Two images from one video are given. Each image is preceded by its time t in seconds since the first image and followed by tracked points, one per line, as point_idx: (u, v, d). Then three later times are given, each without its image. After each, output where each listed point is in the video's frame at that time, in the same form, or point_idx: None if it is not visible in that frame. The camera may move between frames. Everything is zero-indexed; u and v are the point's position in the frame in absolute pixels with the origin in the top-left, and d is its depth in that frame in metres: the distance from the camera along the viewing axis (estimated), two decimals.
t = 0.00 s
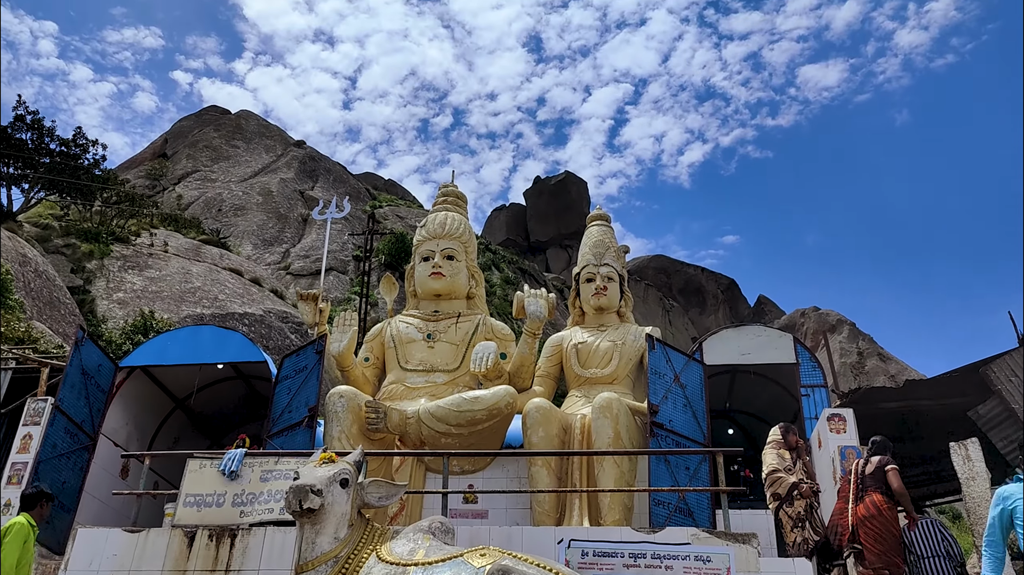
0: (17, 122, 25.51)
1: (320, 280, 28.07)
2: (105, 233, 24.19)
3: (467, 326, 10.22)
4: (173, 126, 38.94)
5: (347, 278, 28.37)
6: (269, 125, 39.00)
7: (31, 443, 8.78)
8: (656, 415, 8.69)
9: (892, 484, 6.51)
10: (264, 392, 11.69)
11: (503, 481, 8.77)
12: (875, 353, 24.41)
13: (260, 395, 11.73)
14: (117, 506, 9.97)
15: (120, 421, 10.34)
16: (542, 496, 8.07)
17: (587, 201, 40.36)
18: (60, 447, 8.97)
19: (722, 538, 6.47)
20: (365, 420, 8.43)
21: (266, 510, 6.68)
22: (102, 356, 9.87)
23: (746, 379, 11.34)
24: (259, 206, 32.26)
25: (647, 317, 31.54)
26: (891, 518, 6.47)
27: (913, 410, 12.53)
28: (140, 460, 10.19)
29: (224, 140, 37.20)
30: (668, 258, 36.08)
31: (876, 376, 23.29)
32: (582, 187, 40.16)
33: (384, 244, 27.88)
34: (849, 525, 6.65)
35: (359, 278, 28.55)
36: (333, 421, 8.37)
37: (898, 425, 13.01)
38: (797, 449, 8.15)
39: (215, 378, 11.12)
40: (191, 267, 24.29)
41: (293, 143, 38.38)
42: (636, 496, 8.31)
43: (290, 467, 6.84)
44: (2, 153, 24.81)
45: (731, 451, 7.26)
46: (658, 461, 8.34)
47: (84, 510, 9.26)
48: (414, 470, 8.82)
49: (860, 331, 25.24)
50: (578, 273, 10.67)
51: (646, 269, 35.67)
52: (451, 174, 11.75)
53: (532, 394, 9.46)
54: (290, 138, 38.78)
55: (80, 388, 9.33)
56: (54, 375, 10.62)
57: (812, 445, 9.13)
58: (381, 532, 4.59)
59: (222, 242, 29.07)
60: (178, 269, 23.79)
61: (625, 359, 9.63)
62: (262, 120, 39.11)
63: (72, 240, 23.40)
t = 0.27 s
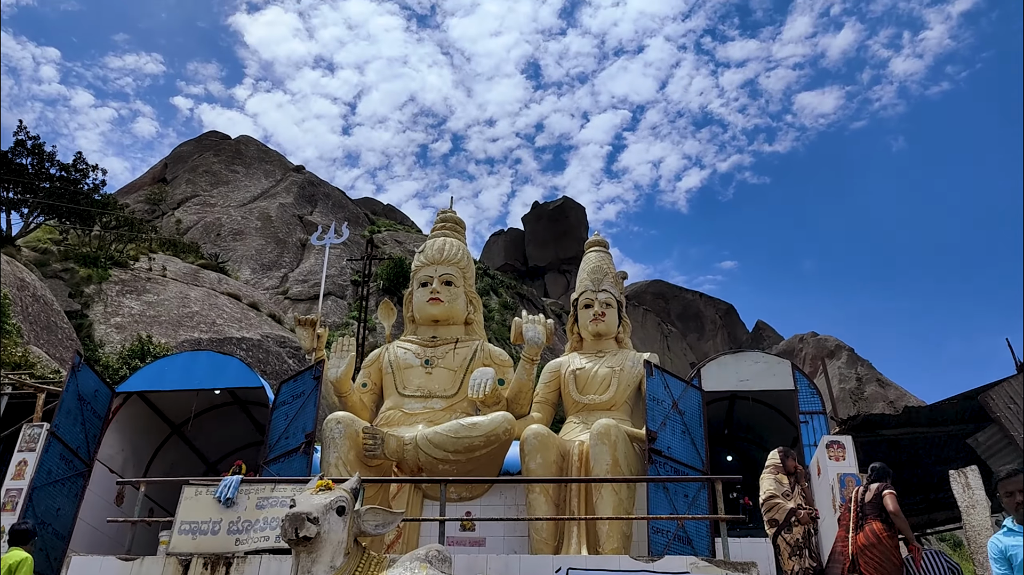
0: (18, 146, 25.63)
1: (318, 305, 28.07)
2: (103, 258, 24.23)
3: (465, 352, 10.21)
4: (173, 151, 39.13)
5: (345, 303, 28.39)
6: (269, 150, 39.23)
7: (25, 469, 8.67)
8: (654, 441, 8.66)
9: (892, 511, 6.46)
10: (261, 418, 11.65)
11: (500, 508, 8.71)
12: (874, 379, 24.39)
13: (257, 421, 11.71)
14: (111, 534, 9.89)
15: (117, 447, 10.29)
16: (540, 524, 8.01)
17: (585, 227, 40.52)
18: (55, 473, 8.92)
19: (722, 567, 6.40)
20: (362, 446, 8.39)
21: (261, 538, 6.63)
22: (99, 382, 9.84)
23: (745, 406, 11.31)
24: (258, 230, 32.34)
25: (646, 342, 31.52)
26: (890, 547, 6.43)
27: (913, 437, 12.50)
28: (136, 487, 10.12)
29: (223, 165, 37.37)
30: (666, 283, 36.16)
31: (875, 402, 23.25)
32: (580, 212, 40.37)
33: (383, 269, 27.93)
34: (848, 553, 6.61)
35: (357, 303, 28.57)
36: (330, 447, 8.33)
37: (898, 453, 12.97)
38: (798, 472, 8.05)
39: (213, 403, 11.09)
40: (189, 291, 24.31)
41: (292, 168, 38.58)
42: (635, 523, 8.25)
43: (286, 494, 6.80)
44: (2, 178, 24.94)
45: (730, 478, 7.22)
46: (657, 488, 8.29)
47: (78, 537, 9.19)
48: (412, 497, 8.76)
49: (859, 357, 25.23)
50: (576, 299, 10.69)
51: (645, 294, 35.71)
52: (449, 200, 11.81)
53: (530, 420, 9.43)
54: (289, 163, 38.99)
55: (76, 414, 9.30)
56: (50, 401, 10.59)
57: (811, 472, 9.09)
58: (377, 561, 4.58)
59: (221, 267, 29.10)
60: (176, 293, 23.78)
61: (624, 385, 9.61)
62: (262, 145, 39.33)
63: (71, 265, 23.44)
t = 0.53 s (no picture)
0: (18, 173, 25.74)
1: (316, 331, 28.04)
2: (102, 284, 24.24)
3: (463, 379, 10.18)
4: (173, 177, 39.29)
5: (344, 329, 28.35)
6: (269, 177, 39.45)
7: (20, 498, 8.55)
8: (653, 470, 8.62)
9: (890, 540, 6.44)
10: (258, 446, 11.58)
11: (499, 537, 8.64)
12: (873, 407, 24.33)
13: (254, 449, 11.66)
14: (106, 563, 9.78)
15: (113, 475, 10.23)
16: (538, 554, 7.95)
17: (584, 254, 40.66)
18: (50, 502, 8.84)
19: None
20: (359, 474, 8.36)
21: (257, 569, 6.56)
22: (95, 410, 9.80)
23: (744, 434, 11.26)
24: (257, 256, 32.40)
25: (644, 369, 31.46)
26: None
27: (912, 466, 12.44)
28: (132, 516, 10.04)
29: (223, 191, 37.51)
30: (664, 310, 36.17)
31: (875, 429, 23.18)
32: (579, 239, 40.56)
33: (382, 295, 27.97)
34: None
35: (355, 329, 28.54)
36: (328, 475, 8.29)
37: (898, 482, 12.90)
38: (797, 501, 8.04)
39: (210, 430, 11.04)
40: (187, 317, 24.29)
41: (292, 195, 38.75)
42: (635, 553, 8.18)
43: (283, 524, 6.75)
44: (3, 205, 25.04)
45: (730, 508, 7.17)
46: (656, 518, 8.24)
47: (72, 567, 9.10)
48: (409, 526, 8.70)
49: (858, 384, 25.19)
50: (575, 326, 10.69)
51: (643, 321, 35.71)
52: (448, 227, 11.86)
53: (528, 448, 9.39)
54: (289, 190, 39.17)
55: (72, 442, 9.26)
56: (46, 429, 10.54)
57: (811, 500, 9.02)
58: None
59: (219, 293, 29.12)
60: (174, 319, 23.76)
61: (622, 413, 9.59)
62: (262, 172, 39.52)
63: (69, 291, 23.46)
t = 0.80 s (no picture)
0: (16, 201, 25.80)
1: (313, 359, 27.95)
2: (99, 311, 24.20)
3: (460, 408, 10.14)
4: (171, 205, 39.40)
5: (341, 357, 28.27)
6: (267, 205, 39.62)
7: (13, 528, 8.45)
8: (652, 500, 8.56)
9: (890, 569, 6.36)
10: (253, 475, 11.49)
11: (495, 568, 8.55)
12: (872, 435, 24.24)
13: (249, 479, 11.58)
14: None
15: (106, 506, 10.15)
16: None
17: (581, 282, 40.75)
18: (43, 532, 8.75)
19: None
20: (356, 504, 8.30)
21: None
22: (90, 440, 9.73)
23: (742, 464, 11.19)
24: (254, 284, 32.41)
25: (642, 397, 31.37)
26: None
27: (913, 497, 12.38)
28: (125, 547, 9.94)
29: (221, 219, 37.59)
30: (662, 338, 36.14)
31: (874, 457, 23.08)
32: (576, 267, 40.68)
33: (379, 323, 27.95)
34: None
35: (352, 357, 28.47)
36: (323, 505, 8.23)
37: (899, 513, 12.80)
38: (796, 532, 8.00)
39: (204, 460, 10.97)
40: (184, 345, 24.23)
41: (290, 223, 38.86)
42: None
43: (278, 555, 6.68)
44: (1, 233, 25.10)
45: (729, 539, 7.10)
46: (655, 549, 8.16)
47: None
48: (406, 557, 8.62)
49: (856, 413, 25.13)
50: (572, 355, 10.68)
51: (641, 349, 35.69)
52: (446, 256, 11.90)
53: (526, 478, 9.33)
54: (286, 218, 39.28)
55: (67, 471, 9.19)
56: (41, 458, 10.46)
57: (811, 532, 8.94)
58: None
59: (216, 321, 29.08)
60: (171, 347, 23.70)
61: (620, 442, 9.54)
62: (260, 200, 39.66)
63: (66, 319, 23.42)
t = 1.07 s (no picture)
0: (15, 229, 25.83)
1: (311, 388, 27.86)
2: (96, 339, 24.14)
3: (458, 438, 10.10)
4: (169, 233, 39.45)
5: (339, 385, 28.17)
6: (265, 233, 39.76)
7: (7, 559, 8.36)
8: (651, 530, 8.50)
9: None
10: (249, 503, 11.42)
11: None
12: (872, 463, 24.14)
13: (244, 509, 11.49)
14: None
15: (101, 536, 10.09)
16: None
17: (579, 309, 40.81)
18: (37, 563, 8.65)
19: None
20: (353, 534, 8.23)
21: None
22: (85, 469, 9.66)
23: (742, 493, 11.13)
24: (252, 312, 32.40)
25: (640, 425, 31.28)
26: None
27: (915, 527, 12.34)
28: None
29: (219, 247, 37.63)
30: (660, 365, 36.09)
31: (874, 485, 22.97)
32: (574, 295, 40.78)
33: (377, 351, 27.91)
34: None
35: (350, 385, 28.37)
36: (320, 536, 8.16)
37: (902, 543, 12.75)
38: (796, 562, 7.96)
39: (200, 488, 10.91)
40: (181, 373, 24.15)
41: (288, 251, 38.97)
42: None
43: None
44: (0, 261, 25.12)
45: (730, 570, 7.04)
46: None
47: None
48: None
49: (856, 441, 25.04)
50: (570, 384, 10.66)
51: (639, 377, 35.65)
52: (444, 285, 11.93)
53: (525, 508, 9.26)
54: (285, 246, 39.37)
55: (61, 502, 9.09)
56: (35, 488, 10.37)
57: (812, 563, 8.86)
58: None
59: (214, 349, 29.02)
60: (168, 375, 23.62)
61: (619, 472, 9.50)
62: (258, 227, 39.77)
63: (63, 347, 23.35)
